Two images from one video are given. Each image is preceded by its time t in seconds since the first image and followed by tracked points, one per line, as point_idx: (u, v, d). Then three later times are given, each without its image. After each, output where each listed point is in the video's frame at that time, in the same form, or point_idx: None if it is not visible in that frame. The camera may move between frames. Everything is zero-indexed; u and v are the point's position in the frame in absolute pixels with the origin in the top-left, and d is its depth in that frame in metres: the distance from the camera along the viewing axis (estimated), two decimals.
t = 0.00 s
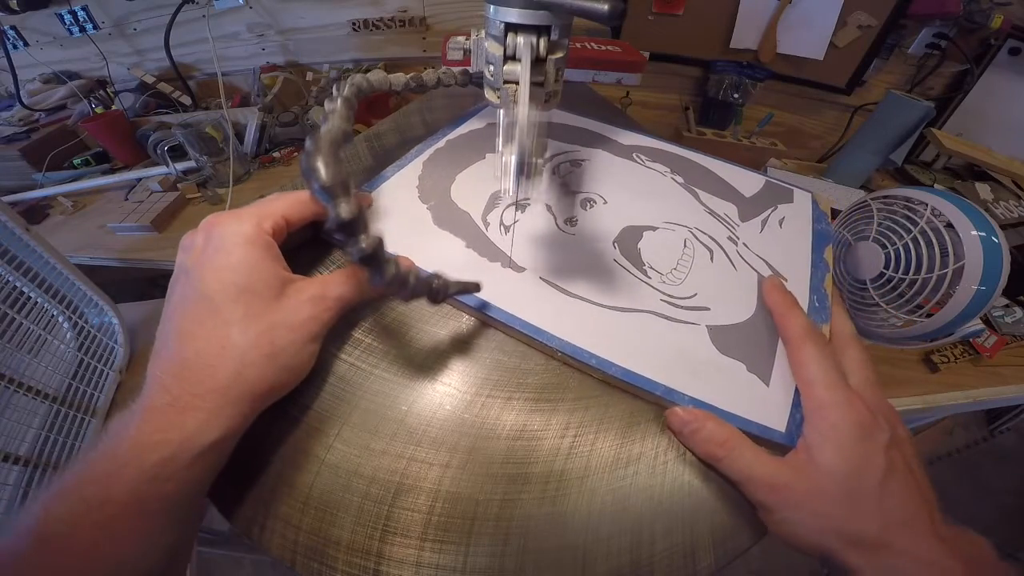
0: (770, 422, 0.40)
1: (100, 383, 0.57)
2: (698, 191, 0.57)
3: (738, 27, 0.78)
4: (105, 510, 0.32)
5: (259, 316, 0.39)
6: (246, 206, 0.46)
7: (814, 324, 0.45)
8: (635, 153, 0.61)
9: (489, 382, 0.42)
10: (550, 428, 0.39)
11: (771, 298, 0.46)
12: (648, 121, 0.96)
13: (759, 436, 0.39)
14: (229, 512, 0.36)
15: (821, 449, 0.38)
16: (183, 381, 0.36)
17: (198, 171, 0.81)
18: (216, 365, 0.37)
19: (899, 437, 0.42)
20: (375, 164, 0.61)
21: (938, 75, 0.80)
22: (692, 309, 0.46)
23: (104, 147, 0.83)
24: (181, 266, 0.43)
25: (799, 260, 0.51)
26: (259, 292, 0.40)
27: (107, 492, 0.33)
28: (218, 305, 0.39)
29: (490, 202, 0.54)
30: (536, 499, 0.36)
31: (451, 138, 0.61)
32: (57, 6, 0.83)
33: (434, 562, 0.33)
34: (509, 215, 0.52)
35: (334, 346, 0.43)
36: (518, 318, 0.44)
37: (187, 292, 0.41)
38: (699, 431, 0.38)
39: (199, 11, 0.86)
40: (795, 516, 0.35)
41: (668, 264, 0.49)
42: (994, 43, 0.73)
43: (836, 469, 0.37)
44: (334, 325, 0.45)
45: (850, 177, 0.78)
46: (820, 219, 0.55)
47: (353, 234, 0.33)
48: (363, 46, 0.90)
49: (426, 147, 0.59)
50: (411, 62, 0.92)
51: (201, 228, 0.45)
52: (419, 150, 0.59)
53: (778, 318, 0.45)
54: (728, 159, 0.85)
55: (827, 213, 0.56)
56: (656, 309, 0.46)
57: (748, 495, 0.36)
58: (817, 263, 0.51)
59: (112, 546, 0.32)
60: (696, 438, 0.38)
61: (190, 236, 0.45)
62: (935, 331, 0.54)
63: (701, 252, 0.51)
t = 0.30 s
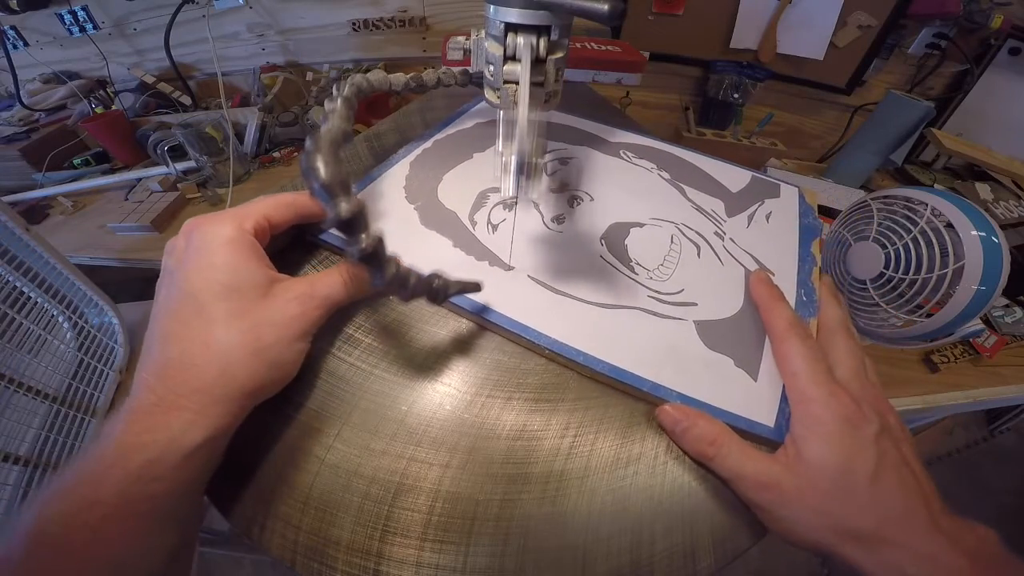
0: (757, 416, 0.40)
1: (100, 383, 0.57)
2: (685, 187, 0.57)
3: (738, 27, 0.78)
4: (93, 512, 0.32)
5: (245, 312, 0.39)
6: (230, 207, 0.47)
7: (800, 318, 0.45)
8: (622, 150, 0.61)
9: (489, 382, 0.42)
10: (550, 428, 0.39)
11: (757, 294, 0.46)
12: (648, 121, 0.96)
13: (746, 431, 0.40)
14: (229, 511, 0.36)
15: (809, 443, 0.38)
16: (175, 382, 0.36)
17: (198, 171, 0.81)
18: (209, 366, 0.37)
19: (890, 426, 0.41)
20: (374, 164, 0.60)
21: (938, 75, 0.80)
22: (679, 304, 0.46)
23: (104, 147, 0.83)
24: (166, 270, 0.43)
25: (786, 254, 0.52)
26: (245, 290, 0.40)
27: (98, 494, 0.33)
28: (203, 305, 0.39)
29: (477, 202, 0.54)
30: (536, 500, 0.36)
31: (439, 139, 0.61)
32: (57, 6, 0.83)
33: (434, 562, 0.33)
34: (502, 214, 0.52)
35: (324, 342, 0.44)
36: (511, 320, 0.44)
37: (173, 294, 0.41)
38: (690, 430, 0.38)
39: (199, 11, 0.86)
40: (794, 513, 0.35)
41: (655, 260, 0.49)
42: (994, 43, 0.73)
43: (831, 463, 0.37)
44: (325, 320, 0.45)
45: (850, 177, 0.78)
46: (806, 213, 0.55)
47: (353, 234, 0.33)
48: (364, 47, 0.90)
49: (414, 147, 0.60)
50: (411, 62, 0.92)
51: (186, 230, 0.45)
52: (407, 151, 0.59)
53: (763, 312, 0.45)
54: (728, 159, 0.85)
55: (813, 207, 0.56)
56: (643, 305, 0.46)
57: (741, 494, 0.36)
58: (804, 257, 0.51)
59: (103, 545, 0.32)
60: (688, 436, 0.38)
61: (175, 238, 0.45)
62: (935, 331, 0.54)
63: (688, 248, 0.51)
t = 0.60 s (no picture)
0: (761, 422, 0.40)
1: (100, 383, 0.56)
2: (690, 191, 0.57)
3: (738, 27, 0.78)
4: (81, 515, 0.32)
5: (250, 319, 0.39)
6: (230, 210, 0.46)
7: (807, 324, 0.45)
8: (627, 153, 0.61)
9: (489, 382, 0.42)
10: (550, 429, 0.39)
11: (766, 298, 0.46)
12: (648, 121, 0.96)
13: (751, 437, 0.39)
14: (229, 511, 0.36)
15: (817, 451, 0.37)
16: (174, 388, 0.36)
17: (198, 171, 0.81)
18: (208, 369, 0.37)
19: (895, 433, 0.42)
20: (375, 164, 0.60)
21: (938, 75, 0.80)
22: (684, 308, 0.46)
23: (104, 147, 0.83)
24: (165, 274, 0.43)
25: (791, 259, 0.52)
26: (250, 297, 0.40)
27: (88, 497, 0.33)
28: (206, 312, 0.39)
29: (480, 204, 0.54)
30: (537, 500, 0.36)
31: (440, 140, 0.61)
32: (57, 6, 0.83)
33: (435, 562, 0.33)
34: (504, 215, 0.53)
35: (328, 345, 0.43)
36: (512, 322, 0.44)
37: (171, 299, 0.41)
38: (696, 436, 0.37)
39: (199, 11, 0.86)
40: (794, 514, 0.35)
41: (659, 264, 0.49)
42: (994, 43, 0.73)
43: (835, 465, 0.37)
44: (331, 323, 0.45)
45: (850, 177, 0.78)
46: (811, 217, 0.55)
47: (354, 234, 0.33)
48: (363, 46, 0.90)
49: (417, 149, 0.59)
50: (411, 62, 0.92)
51: (186, 233, 0.45)
52: (410, 153, 0.59)
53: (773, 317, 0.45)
54: (728, 159, 0.85)
55: (819, 211, 0.56)
56: (647, 310, 0.46)
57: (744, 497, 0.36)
58: (809, 261, 0.51)
59: (92, 547, 0.32)
60: (694, 442, 0.37)
61: (174, 241, 0.45)
62: (935, 331, 0.54)
63: (693, 252, 0.51)
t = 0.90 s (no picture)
0: (771, 430, 0.40)
1: (100, 383, 0.56)
2: (700, 195, 0.57)
3: (738, 27, 0.78)
4: (80, 514, 0.32)
5: (258, 326, 0.38)
6: (236, 212, 0.46)
7: (819, 331, 0.45)
8: (636, 156, 0.61)
9: (489, 382, 0.42)
10: (550, 429, 0.39)
11: (777, 305, 0.46)
12: (648, 121, 0.96)
13: (761, 444, 0.39)
14: (228, 511, 0.36)
15: (827, 457, 0.37)
16: (173, 390, 0.36)
17: (198, 171, 0.81)
18: (207, 370, 0.37)
19: (906, 440, 0.42)
20: (375, 164, 0.60)
21: (938, 75, 0.80)
22: (694, 315, 0.46)
23: (104, 147, 0.83)
24: (169, 275, 0.43)
25: (800, 266, 0.51)
26: (257, 304, 0.40)
27: (86, 497, 0.33)
28: (212, 318, 0.39)
29: (488, 208, 0.53)
30: (537, 500, 0.36)
31: (448, 142, 0.61)
32: (57, 6, 0.83)
33: (435, 562, 0.33)
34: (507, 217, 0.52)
35: (335, 347, 0.43)
36: (512, 324, 0.44)
37: (174, 301, 0.40)
38: (707, 443, 0.37)
39: (199, 11, 0.86)
40: (798, 514, 0.35)
41: (669, 270, 0.49)
42: (994, 43, 0.73)
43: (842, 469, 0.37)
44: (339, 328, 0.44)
45: (850, 177, 0.78)
46: (822, 223, 0.55)
47: (353, 234, 0.33)
48: (363, 46, 0.90)
49: (425, 151, 0.59)
50: (411, 62, 0.92)
51: (193, 234, 0.44)
52: (418, 155, 0.59)
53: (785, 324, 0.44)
54: (728, 159, 0.85)
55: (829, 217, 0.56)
56: (657, 316, 0.45)
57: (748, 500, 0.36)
58: (819, 268, 0.51)
59: (91, 546, 0.32)
60: (704, 449, 0.37)
61: (178, 243, 0.44)
62: (935, 332, 0.54)
63: (703, 258, 0.50)
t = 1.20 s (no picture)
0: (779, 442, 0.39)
1: (100, 383, 0.56)
2: (710, 202, 0.56)
3: (738, 27, 0.78)
4: (77, 515, 0.32)
5: (262, 335, 0.38)
6: (240, 213, 0.45)
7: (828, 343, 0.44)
8: (645, 161, 0.60)
9: (489, 382, 0.42)
10: (550, 429, 0.39)
11: (787, 317, 0.45)
12: (648, 121, 0.96)
13: (769, 456, 0.39)
14: (228, 511, 0.36)
15: (832, 464, 0.37)
16: (170, 392, 0.36)
17: (198, 171, 0.81)
18: (205, 371, 0.36)
19: (915, 455, 0.41)
20: (375, 164, 0.60)
21: (938, 75, 0.80)
22: (703, 325, 0.45)
23: (104, 147, 0.83)
24: (171, 275, 0.42)
25: (811, 276, 0.51)
26: (260, 310, 0.39)
27: (84, 498, 0.33)
28: (214, 321, 0.38)
29: (496, 212, 0.53)
30: (537, 500, 0.36)
31: (455, 145, 0.60)
32: (57, 6, 0.83)
33: (435, 562, 0.33)
34: (510, 219, 0.52)
35: (341, 350, 0.43)
36: (510, 328, 0.44)
37: (176, 303, 0.40)
38: (714, 455, 0.37)
39: (199, 11, 0.86)
40: (798, 515, 0.35)
41: (679, 279, 0.48)
42: (994, 43, 0.73)
43: (849, 481, 0.37)
44: (342, 337, 0.44)
45: (849, 177, 0.78)
46: (832, 232, 0.55)
47: (353, 234, 0.33)
48: (363, 46, 0.90)
49: (432, 154, 0.59)
50: (411, 62, 0.92)
51: (196, 234, 0.43)
52: (424, 158, 0.58)
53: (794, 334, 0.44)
54: (728, 159, 0.85)
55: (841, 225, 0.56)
56: (667, 326, 0.45)
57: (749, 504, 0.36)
58: (831, 277, 0.51)
59: (88, 546, 0.32)
60: (711, 461, 0.37)
61: (180, 242, 0.44)
62: (936, 332, 0.54)
63: (713, 267, 0.50)
